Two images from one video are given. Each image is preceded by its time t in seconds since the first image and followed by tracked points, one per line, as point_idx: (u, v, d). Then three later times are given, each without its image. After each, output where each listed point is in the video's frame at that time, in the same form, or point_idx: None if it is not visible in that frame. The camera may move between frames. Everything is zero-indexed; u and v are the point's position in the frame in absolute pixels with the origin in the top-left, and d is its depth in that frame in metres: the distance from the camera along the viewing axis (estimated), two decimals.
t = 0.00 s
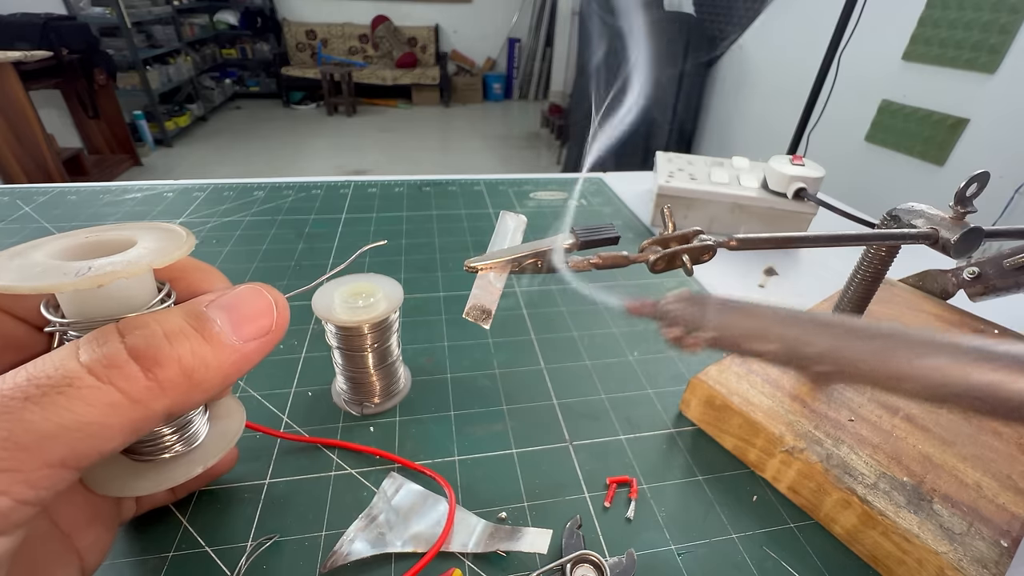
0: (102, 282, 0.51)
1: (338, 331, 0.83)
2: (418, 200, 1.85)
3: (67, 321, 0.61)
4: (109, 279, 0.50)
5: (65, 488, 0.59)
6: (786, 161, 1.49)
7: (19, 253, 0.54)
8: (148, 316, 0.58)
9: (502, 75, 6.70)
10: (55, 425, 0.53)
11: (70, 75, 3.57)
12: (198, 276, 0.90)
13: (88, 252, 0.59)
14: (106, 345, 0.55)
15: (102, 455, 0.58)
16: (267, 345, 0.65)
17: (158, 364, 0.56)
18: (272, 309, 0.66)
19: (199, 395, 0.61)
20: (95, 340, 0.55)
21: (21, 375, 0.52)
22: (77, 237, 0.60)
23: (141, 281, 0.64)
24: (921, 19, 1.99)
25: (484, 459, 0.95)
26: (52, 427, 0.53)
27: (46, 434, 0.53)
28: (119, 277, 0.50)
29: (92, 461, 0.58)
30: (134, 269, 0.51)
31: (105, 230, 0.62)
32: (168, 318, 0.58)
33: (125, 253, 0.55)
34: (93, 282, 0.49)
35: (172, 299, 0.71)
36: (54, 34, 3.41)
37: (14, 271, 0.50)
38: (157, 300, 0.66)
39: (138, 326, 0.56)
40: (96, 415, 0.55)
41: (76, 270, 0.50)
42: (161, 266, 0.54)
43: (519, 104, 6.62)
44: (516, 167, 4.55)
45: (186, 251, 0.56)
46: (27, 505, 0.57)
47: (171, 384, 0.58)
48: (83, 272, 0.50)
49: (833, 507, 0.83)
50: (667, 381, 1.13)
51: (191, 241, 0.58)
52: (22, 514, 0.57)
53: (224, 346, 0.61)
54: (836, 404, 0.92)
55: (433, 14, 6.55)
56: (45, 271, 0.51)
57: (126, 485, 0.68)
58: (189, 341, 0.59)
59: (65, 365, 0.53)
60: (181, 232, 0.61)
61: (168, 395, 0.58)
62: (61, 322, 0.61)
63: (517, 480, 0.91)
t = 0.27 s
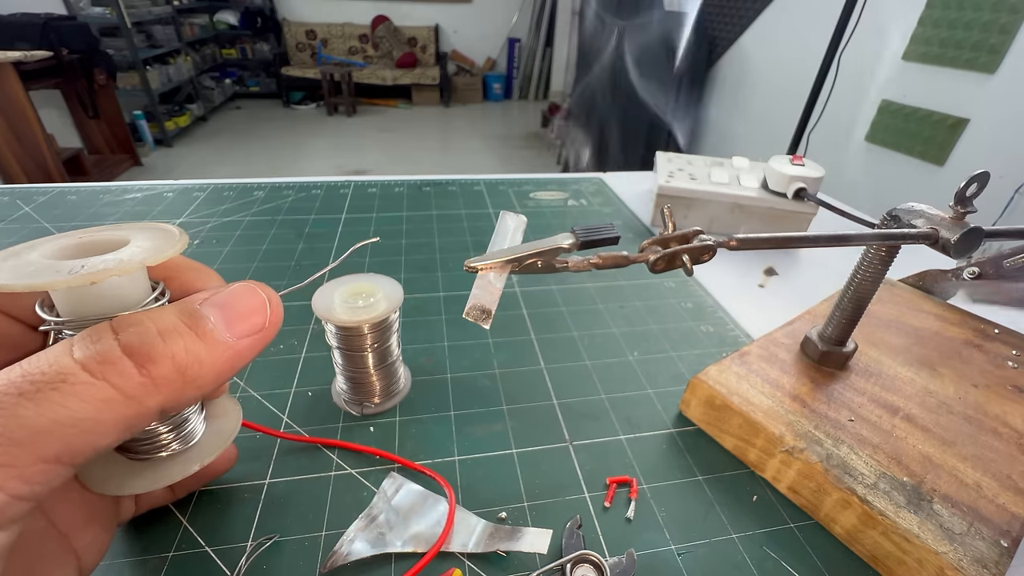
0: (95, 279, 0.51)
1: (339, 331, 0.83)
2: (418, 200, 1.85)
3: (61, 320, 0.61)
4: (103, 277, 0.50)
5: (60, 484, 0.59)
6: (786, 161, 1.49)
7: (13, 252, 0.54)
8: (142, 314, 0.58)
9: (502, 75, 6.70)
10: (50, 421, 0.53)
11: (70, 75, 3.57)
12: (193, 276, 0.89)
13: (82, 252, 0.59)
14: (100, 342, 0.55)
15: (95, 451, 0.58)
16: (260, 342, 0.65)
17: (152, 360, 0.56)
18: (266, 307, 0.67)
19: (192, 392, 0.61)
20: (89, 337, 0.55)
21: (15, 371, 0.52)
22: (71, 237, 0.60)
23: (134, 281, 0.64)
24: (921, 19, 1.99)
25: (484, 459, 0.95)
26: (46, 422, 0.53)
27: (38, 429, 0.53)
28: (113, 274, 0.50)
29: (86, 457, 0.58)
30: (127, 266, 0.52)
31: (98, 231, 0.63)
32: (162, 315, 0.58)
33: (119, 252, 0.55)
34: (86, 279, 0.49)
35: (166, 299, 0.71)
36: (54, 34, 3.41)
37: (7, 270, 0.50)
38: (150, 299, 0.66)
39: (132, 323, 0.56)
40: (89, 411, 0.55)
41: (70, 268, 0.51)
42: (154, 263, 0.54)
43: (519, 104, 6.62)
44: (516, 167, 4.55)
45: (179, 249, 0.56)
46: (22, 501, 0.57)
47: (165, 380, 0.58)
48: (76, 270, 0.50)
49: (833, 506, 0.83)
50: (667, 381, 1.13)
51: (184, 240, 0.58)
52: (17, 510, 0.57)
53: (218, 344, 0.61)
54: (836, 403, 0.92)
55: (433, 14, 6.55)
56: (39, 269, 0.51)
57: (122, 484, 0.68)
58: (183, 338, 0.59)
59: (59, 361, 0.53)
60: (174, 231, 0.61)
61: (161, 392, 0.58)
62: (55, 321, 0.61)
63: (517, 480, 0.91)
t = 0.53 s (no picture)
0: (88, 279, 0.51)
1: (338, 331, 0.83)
2: (418, 200, 1.85)
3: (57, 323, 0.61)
4: (95, 275, 0.50)
5: (56, 480, 0.59)
6: (786, 161, 1.48)
7: (7, 256, 0.54)
8: (138, 312, 0.58)
9: (502, 75, 6.71)
10: (47, 416, 0.53)
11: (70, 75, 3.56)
12: (187, 278, 0.89)
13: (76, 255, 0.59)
14: (97, 339, 0.55)
15: (92, 446, 0.58)
16: (254, 341, 0.65)
17: (148, 357, 0.56)
18: (261, 306, 0.66)
19: (187, 389, 0.61)
20: (86, 334, 0.55)
21: (12, 367, 0.53)
22: (64, 241, 0.60)
23: (129, 282, 0.64)
24: (921, 18, 1.99)
25: (484, 459, 0.95)
26: (44, 417, 0.53)
27: (37, 424, 0.53)
28: (105, 272, 0.50)
29: (82, 452, 0.58)
30: (119, 265, 0.52)
31: (91, 234, 0.63)
32: (157, 313, 0.59)
33: (111, 253, 0.56)
34: (79, 277, 0.49)
35: (161, 300, 0.71)
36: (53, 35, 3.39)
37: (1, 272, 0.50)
38: (145, 299, 0.66)
39: (128, 321, 0.57)
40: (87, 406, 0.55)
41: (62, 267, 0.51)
42: (146, 262, 0.54)
43: (519, 104, 6.62)
44: (516, 167, 4.55)
45: (171, 247, 0.56)
46: (18, 495, 0.57)
47: (160, 377, 0.58)
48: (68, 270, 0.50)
49: (833, 506, 0.83)
50: (667, 381, 1.13)
51: (176, 239, 0.58)
52: (12, 504, 0.58)
53: (213, 341, 0.61)
54: (836, 403, 0.92)
55: (433, 14, 6.55)
56: (31, 270, 0.51)
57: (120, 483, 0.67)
58: (178, 335, 0.59)
59: (57, 358, 0.53)
60: (166, 232, 0.61)
61: (157, 388, 0.58)
62: (52, 323, 0.61)
63: (517, 480, 0.91)
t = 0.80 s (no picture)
0: (86, 280, 0.51)
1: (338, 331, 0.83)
2: (418, 200, 1.85)
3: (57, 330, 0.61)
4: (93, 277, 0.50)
5: (56, 481, 0.59)
6: (786, 161, 1.48)
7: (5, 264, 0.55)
8: (139, 317, 0.58)
9: (502, 75, 6.71)
10: (49, 419, 0.53)
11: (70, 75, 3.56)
12: (186, 286, 0.89)
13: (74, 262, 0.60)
14: (99, 343, 0.55)
15: (93, 450, 0.58)
16: (254, 346, 0.65)
17: (149, 361, 0.57)
18: (261, 311, 0.67)
19: (188, 393, 0.61)
20: (88, 338, 0.55)
21: (14, 371, 0.52)
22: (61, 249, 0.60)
23: (127, 288, 0.64)
24: (921, 19, 1.99)
25: (484, 459, 0.95)
26: (46, 420, 0.53)
27: (38, 427, 0.53)
28: (102, 273, 0.51)
29: (83, 455, 0.58)
30: (116, 266, 0.52)
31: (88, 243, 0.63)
32: (158, 318, 0.59)
33: (109, 258, 0.56)
34: (78, 279, 0.49)
35: (160, 306, 0.71)
36: (53, 34, 3.39)
37: None
38: (144, 306, 0.66)
39: (130, 326, 0.57)
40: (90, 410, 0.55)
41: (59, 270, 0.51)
42: (142, 264, 0.54)
43: (519, 104, 6.62)
44: (516, 167, 4.55)
45: (168, 251, 0.56)
46: (19, 497, 0.57)
47: (162, 381, 0.58)
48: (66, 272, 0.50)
49: (833, 507, 0.83)
50: (667, 381, 1.13)
51: (172, 243, 0.59)
52: (12, 507, 0.57)
53: (214, 346, 0.61)
54: (836, 403, 0.92)
55: (433, 14, 6.55)
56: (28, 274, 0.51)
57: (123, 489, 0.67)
58: (179, 340, 0.59)
59: (59, 361, 0.53)
60: (162, 238, 0.62)
61: (158, 392, 0.58)
62: (53, 329, 0.61)
63: (517, 480, 0.91)
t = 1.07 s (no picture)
0: (85, 280, 0.51)
1: (338, 331, 0.83)
2: (418, 200, 1.85)
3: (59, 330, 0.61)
4: (92, 275, 0.51)
5: (57, 480, 0.59)
6: (786, 161, 1.48)
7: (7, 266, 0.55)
8: (140, 318, 0.58)
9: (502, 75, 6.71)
10: (52, 416, 0.53)
11: (69, 75, 3.56)
12: (186, 288, 0.89)
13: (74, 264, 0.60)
14: (102, 341, 0.55)
15: (94, 449, 0.58)
16: (254, 346, 0.65)
17: (150, 360, 0.57)
18: (260, 312, 0.66)
19: (188, 393, 0.61)
20: (91, 337, 0.55)
21: (16, 369, 0.53)
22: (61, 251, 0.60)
23: (128, 288, 0.64)
24: (921, 19, 1.99)
25: (484, 459, 0.95)
26: (48, 417, 0.53)
27: (40, 425, 0.53)
28: (101, 272, 0.51)
29: (84, 454, 0.58)
30: (115, 265, 0.52)
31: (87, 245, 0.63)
32: (159, 318, 0.59)
33: (108, 258, 0.56)
34: (77, 277, 0.50)
35: (161, 308, 0.71)
36: (53, 34, 3.38)
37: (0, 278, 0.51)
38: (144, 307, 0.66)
39: (132, 325, 0.57)
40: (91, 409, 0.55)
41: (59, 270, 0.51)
42: (141, 264, 0.54)
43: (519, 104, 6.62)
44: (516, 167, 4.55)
45: (166, 251, 0.57)
46: (19, 495, 0.57)
47: (163, 380, 0.58)
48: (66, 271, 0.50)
49: (833, 507, 0.83)
50: (667, 381, 1.13)
51: (171, 243, 0.59)
52: (14, 504, 0.57)
53: (214, 346, 0.61)
54: (836, 403, 0.92)
55: (433, 14, 6.55)
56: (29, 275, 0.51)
57: (125, 489, 0.67)
58: (180, 340, 0.59)
59: (61, 360, 0.53)
60: (161, 239, 0.62)
61: (159, 390, 0.58)
62: (54, 330, 0.61)
63: (517, 480, 0.91)
